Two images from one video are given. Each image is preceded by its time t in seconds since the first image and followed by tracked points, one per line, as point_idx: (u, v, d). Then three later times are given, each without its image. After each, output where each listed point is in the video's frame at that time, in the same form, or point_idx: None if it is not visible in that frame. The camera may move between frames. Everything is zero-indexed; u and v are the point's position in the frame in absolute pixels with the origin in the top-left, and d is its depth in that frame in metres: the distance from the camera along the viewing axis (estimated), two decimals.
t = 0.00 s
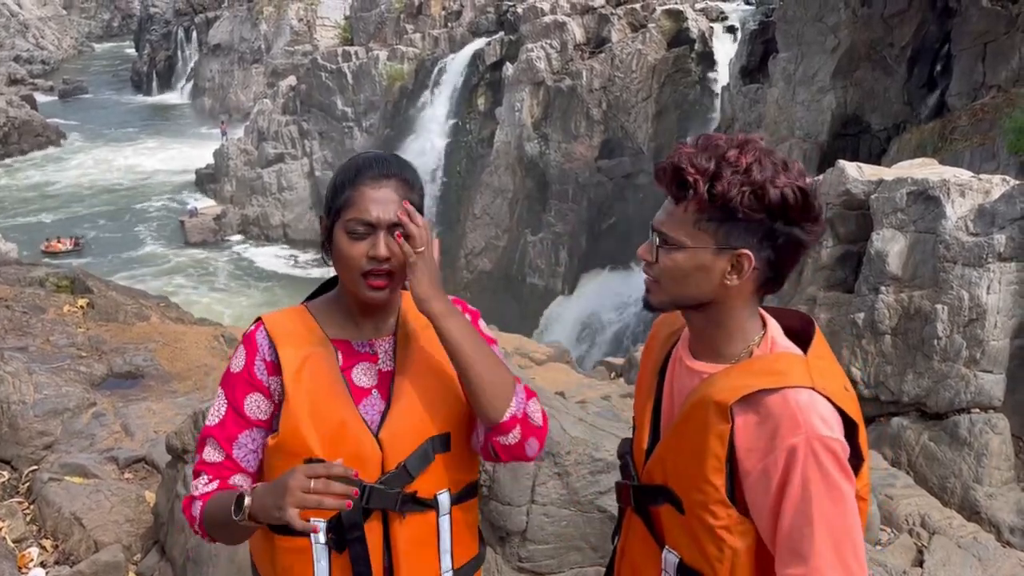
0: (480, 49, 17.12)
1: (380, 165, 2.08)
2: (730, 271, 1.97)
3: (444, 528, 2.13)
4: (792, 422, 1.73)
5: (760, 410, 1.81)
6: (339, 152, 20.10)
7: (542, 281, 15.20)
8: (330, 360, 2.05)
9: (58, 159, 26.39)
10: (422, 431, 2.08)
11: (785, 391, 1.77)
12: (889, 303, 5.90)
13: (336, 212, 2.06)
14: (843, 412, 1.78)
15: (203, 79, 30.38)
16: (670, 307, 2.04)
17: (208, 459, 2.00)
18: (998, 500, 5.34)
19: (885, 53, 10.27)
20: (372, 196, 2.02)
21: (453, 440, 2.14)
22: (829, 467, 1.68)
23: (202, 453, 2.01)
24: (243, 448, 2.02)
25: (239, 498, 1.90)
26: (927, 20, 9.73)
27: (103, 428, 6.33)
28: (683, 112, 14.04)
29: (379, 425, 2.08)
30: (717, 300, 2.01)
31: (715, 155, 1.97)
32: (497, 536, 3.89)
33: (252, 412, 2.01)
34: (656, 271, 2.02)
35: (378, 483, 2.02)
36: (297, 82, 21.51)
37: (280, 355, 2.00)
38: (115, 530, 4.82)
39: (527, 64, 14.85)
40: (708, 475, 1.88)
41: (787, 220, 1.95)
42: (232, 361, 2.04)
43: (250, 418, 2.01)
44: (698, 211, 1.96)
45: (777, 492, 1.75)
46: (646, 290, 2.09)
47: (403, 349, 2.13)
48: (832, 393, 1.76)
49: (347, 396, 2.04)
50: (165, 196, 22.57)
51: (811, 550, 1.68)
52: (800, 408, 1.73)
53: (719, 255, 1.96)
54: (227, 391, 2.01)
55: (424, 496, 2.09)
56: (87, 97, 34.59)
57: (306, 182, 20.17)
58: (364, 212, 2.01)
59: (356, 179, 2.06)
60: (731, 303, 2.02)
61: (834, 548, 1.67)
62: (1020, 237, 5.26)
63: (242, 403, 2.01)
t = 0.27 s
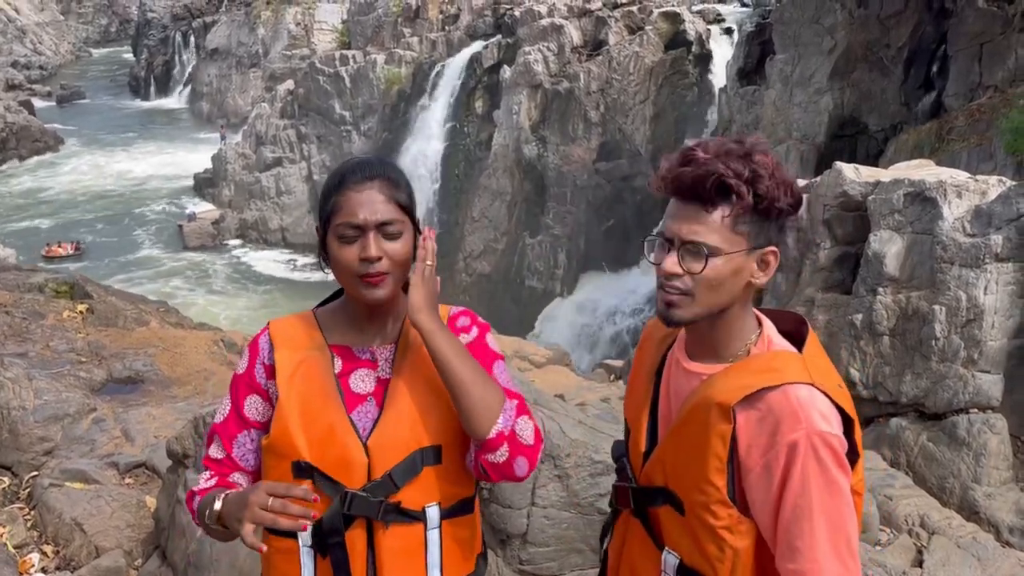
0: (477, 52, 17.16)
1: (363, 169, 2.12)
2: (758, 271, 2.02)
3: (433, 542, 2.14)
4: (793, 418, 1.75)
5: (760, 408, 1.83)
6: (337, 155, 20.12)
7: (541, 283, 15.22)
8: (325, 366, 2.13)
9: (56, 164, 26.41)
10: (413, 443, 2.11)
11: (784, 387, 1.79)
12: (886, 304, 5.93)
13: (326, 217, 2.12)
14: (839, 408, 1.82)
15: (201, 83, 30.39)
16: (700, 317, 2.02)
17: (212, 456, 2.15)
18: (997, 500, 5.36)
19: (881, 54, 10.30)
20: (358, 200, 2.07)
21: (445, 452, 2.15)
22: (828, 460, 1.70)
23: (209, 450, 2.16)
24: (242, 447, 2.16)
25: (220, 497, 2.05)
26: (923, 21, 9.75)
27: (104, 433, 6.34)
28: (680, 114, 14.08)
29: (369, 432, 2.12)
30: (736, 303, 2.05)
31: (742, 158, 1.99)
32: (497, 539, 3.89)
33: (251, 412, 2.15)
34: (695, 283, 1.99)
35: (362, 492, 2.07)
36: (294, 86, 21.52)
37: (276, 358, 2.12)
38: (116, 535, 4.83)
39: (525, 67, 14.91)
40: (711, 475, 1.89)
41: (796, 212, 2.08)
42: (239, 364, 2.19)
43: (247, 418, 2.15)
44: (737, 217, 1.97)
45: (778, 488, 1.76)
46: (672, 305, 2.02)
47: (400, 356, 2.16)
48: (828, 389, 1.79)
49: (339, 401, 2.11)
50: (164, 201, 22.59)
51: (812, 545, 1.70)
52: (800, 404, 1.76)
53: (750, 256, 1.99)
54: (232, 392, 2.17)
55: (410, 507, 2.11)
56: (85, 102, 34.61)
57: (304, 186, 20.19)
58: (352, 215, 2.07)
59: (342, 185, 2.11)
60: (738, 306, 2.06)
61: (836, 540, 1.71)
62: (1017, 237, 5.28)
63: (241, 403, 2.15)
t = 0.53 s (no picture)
0: (475, 55, 17.19)
1: (356, 175, 2.18)
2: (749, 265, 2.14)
3: (427, 553, 2.16)
4: (803, 411, 1.84)
5: (768, 407, 1.92)
6: (335, 160, 20.12)
7: (540, 286, 15.23)
8: (321, 375, 2.18)
9: (54, 170, 26.39)
10: (408, 453, 2.13)
11: (791, 381, 1.89)
12: (884, 306, 5.94)
13: (321, 224, 2.18)
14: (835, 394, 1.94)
15: (198, 89, 30.40)
16: (709, 319, 2.07)
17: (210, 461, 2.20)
18: (996, 501, 5.37)
19: (878, 55, 10.33)
20: (352, 206, 2.12)
21: (442, 464, 2.15)
22: (839, 448, 1.80)
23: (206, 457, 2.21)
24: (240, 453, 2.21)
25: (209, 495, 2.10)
26: (920, 22, 9.77)
27: (103, 440, 6.34)
28: (677, 116, 14.11)
29: (368, 443, 2.15)
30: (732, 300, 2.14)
31: (731, 156, 2.09)
32: (497, 544, 3.84)
33: (250, 419, 2.22)
34: (709, 283, 2.05)
35: (356, 503, 2.11)
36: (292, 90, 21.53)
37: (274, 366, 2.18)
38: (116, 543, 4.82)
39: (522, 70, 14.95)
40: (728, 478, 1.97)
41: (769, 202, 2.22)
42: (240, 373, 2.26)
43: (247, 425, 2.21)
44: (738, 214, 2.06)
45: (796, 481, 1.85)
46: (686, 306, 2.07)
47: (397, 365, 2.18)
48: (828, 377, 1.92)
49: (332, 409, 2.15)
50: (162, 206, 22.58)
51: (832, 532, 1.81)
52: (809, 396, 1.85)
53: (745, 252, 2.10)
54: (232, 399, 2.24)
55: (405, 520, 2.14)
56: (82, 108, 34.59)
57: (302, 191, 20.19)
58: (345, 222, 2.12)
59: (335, 191, 2.17)
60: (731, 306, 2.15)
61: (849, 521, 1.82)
62: (1015, 238, 5.28)
63: (241, 410, 2.22)
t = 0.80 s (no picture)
0: (471, 59, 17.20)
1: (352, 186, 2.17)
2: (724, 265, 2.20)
3: (432, 562, 2.17)
4: (796, 406, 1.88)
5: (762, 405, 1.95)
6: (331, 164, 20.10)
7: (538, 289, 15.22)
8: (319, 391, 2.17)
9: (50, 176, 26.35)
10: (408, 465, 2.14)
11: (781, 378, 1.94)
12: (882, 308, 5.94)
13: (316, 236, 2.17)
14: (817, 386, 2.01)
15: (195, 94, 30.37)
16: (690, 318, 2.10)
17: (206, 485, 2.11)
18: (995, 504, 5.36)
19: (874, 56, 10.33)
20: (348, 218, 2.12)
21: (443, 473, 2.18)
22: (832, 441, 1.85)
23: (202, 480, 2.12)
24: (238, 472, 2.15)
25: (215, 518, 2.02)
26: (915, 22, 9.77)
27: (99, 448, 6.30)
28: (674, 118, 14.15)
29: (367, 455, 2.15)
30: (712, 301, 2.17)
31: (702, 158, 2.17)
32: (495, 552, 3.83)
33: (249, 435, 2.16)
34: (689, 281, 2.08)
35: (360, 517, 2.11)
36: (288, 95, 21.54)
37: (272, 382, 2.15)
38: (112, 552, 4.80)
39: (518, 74, 14.90)
40: (727, 480, 1.99)
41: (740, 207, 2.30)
42: (232, 391, 2.20)
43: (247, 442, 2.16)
44: (714, 213, 2.12)
45: (790, 476, 1.88)
46: (669, 305, 2.08)
47: (395, 377, 2.19)
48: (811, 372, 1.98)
49: (333, 423, 2.14)
50: (159, 211, 22.55)
51: (826, 522, 1.85)
52: (800, 392, 1.89)
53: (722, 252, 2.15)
54: (225, 418, 2.17)
55: (410, 530, 2.15)
56: (78, 114, 34.55)
57: (300, 195, 20.16)
58: (341, 234, 2.11)
59: (331, 204, 2.16)
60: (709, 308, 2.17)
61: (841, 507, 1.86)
62: (1012, 240, 5.27)
63: (237, 429, 2.16)
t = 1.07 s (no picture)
0: (468, 62, 17.20)
1: (354, 185, 2.18)
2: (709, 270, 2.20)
3: (442, 567, 2.18)
4: (784, 414, 1.88)
5: (751, 412, 1.95)
6: (329, 168, 20.09)
7: (537, 292, 15.20)
8: (329, 402, 2.14)
9: (47, 183, 26.32)
10: (423, 472, 2.15)
11: (768, 386, 1.94)
12: (879, 310, 5.94)
13: (318, 235, 2.17)
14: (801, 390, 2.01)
15: (192, 98, 30.35)
16: (673, 323, 2.09)
17: (206, 498, 2.08)
18: (995, 504, 5.35)
19: (870, 56, 10.33)
20: (349, 213, 2.12)
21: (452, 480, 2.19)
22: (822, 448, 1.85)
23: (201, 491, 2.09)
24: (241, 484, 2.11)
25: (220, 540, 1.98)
26: (911, 22, 9.77)
27: (96, 455, 6.28)
28: (672, 119, 14.25)
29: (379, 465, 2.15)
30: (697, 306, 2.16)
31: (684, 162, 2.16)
32: (493, 558, 3.80)
33: (251, 448, 2.12)
34: (670, 286, 2.07)
35: (377, 527, 2.09)
36: (285, 99, 21.54)
37: (283, 396, 2.09)
38: (110, 560, 4.78)
39: (515, 76, 14.91)
40: (716, 485, 1.98)
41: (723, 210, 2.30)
42: (229, 401, 2.14)
43: (249, 455, 2.11)
44: (695, 217, 2.11)
45: (778, 482, 1.88)
46: (649, 310, 2.08)
47: (404, 387, 2.18)
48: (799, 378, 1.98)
49: (346, 435, 2.12)
50: (157, 217, 22.53)
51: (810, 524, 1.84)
52: (787, 398, 1.89)
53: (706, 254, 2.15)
54: (226, 429, 2.12)
55: (423, 537, 2.15)
56: (75, 119, 34.54)
57: (297, 200, 20.14)
58: (342, 230, 2.12)
59: (332, 203, 2.17)
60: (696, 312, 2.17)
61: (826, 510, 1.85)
62: (1008, 240, 5.27)
63: (240, 442, 2.11)
